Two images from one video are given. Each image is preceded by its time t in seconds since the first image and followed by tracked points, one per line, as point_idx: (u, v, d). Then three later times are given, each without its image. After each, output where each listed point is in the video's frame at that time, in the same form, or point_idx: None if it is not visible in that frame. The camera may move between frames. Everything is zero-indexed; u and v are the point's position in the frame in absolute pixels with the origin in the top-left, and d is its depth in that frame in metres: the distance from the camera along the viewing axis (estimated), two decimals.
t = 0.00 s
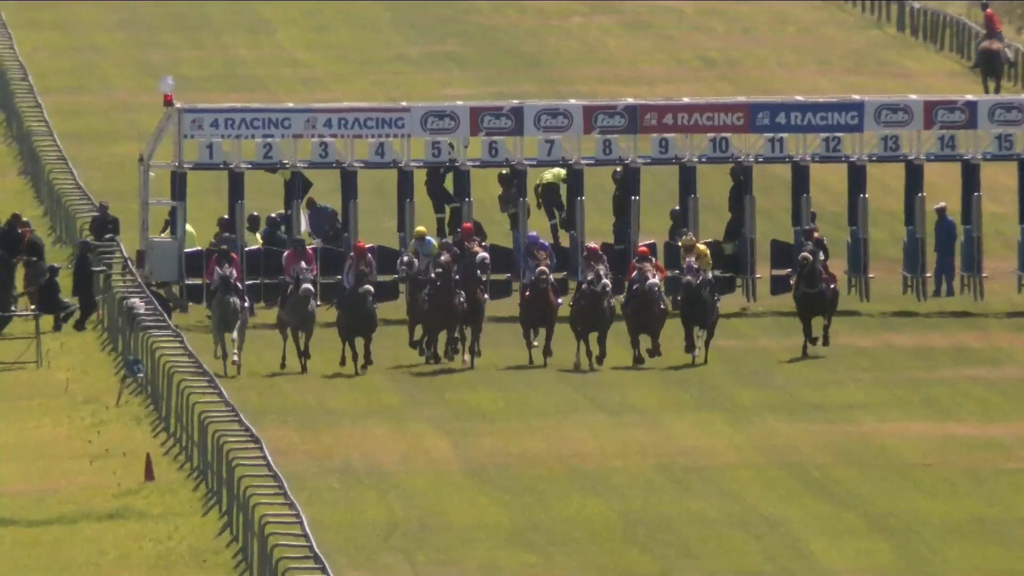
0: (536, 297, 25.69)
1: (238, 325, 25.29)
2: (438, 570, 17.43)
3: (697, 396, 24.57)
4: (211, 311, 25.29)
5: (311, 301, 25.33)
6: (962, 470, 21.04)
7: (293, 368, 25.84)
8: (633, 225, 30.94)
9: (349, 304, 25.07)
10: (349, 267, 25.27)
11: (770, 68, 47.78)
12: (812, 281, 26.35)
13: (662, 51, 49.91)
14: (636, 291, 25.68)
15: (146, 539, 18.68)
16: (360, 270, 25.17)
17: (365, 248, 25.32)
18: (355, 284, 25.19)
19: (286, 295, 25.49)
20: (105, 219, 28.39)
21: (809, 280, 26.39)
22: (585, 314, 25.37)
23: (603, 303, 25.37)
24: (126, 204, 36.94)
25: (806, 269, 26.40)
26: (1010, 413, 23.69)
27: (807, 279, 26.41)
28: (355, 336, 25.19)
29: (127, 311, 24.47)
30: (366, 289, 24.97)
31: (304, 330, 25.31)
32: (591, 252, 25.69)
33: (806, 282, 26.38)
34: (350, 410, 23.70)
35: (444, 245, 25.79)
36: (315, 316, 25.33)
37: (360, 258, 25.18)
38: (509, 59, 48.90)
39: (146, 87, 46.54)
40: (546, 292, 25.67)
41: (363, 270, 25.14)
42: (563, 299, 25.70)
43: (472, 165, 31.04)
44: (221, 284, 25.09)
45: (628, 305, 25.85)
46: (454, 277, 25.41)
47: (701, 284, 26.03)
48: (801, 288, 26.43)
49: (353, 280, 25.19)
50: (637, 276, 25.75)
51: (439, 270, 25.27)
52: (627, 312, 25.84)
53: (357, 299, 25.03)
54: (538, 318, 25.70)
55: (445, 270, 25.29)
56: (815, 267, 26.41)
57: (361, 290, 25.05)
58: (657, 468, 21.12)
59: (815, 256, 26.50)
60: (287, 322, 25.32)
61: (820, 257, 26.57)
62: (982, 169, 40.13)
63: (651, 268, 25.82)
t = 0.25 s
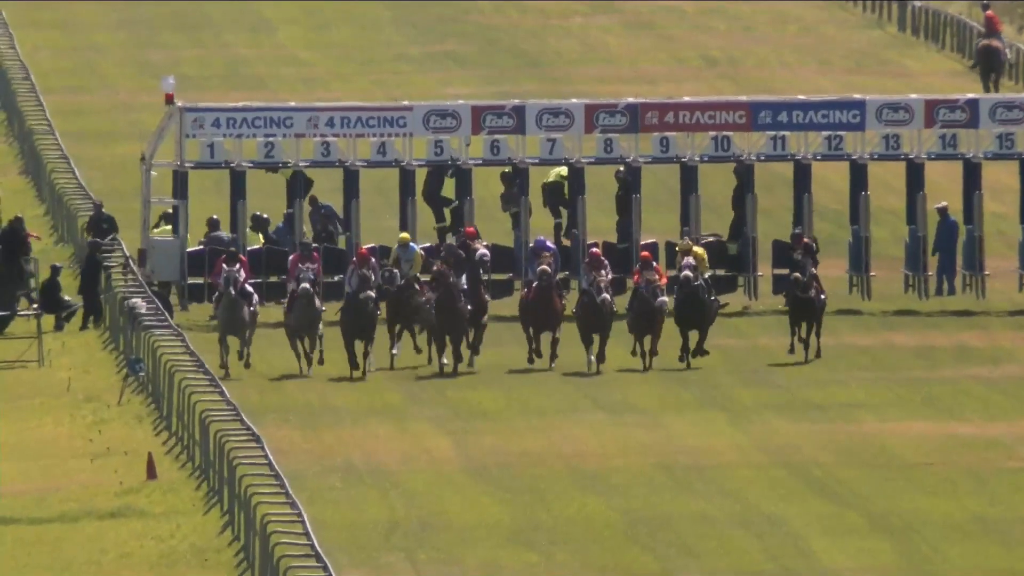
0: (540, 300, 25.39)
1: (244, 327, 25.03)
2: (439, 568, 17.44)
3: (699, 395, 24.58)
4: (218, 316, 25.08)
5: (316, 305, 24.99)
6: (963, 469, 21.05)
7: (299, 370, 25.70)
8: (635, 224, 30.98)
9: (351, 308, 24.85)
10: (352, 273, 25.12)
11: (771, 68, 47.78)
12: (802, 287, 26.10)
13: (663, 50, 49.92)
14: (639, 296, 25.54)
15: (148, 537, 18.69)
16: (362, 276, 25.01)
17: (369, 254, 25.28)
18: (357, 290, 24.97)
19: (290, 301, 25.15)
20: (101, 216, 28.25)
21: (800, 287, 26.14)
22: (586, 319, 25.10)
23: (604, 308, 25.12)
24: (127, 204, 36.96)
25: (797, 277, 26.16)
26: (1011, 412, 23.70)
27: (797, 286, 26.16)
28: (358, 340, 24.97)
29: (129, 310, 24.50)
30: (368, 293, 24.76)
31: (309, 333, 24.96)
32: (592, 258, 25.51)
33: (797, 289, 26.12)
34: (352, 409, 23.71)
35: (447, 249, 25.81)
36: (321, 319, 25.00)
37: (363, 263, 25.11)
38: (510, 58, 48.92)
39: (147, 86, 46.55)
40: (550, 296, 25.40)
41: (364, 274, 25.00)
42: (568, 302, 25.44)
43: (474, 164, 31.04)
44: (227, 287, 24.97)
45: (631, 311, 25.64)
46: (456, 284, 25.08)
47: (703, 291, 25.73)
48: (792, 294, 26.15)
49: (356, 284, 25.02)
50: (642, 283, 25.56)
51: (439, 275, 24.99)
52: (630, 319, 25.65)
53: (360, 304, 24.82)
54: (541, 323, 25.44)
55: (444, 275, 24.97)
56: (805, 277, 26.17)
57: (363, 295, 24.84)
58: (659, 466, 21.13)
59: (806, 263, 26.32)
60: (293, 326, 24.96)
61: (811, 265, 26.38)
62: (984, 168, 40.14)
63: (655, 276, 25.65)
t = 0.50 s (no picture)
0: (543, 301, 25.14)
1: (249, 330, 24.66)
2: (440, 564, 17.43)
3: (699, 391, 24.58)
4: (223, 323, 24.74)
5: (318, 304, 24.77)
6: (963, 464, 21.06)
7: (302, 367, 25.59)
8: (635, 221, 30.93)
9: (354, 306, 24.88)
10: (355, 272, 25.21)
11: (771, 64, 47.79)
12: (788, 288, 25.81)
13: (663, 46, 49.93)
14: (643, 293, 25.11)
15: (147, 533, 18.68)
16: (364, 273, 25.09)
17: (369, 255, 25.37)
18: (359, 288, 25.04)
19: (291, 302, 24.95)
20: (95, 213, 28.04)
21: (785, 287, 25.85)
22: (588, 315, 25.04)
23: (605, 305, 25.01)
24: (128, 199, 36.97)
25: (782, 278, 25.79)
26: (1011, 408, 23.70)
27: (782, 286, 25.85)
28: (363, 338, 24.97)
29: (129, 306, 24.50)
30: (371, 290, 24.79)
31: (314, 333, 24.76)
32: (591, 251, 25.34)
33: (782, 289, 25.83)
34: (352, 405, 23.70)
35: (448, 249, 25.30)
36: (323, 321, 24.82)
37: (364, 263, 25.18)
38: (510, 54, 48.92)
39: (148, 82, 46.56)
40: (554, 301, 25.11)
41: (367, 272, 25.11)
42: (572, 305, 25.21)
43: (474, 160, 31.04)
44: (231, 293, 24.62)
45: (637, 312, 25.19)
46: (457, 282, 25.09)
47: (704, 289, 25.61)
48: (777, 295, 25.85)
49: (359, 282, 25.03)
50: (644, 277, 25.32)
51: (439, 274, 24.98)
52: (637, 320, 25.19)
53: (363, 302, 24.84)
54: (547, 322, 25.20)
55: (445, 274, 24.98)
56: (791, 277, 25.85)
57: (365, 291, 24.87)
58: (659, 462, 21.12)
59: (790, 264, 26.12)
60: (297, 327, 24.76)
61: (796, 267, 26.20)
62: (984, 164, 40.14)
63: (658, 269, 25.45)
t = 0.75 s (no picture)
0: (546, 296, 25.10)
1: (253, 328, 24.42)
2: (440, 559, 17.44)
3: (699, 385, 24.59)
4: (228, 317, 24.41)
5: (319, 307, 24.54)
6: (963, 458, 21.07)
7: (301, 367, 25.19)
8: (635, 216, 30.94)
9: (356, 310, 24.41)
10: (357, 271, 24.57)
11: (771, 58, 47.81)
12: (776, 292, 25.27)
13: (663, 40, 49.95)
14: (646, 296, 24.69)
15: (148, 528, 18.69)
16: (367, 276, 24.46)
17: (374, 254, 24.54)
18: (360, 290, 24.49)
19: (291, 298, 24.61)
20: (93, 205, 28.44)
21: (773, 291, 25.32)
22: (590, 318, 24.50)
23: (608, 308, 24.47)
24: (128, 194, 37.00)
25: (772, 282, 25.31)
26: (1011, 402, 23.71)
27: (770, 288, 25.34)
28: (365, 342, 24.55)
29: (129, 300, 24.54)
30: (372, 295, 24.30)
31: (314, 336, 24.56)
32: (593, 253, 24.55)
33: (771, 294, 25.32)
34: (352, 399, 23.71)
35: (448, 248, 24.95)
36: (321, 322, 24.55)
37: (367, 264, 24.44)
38: (510, 48, 48.94)
39: (148, 75, 46.59)
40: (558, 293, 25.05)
41: (370, 275, 24.45)
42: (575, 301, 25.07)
43: (475, 155, 31.04)
44: (237, 291, 24.28)
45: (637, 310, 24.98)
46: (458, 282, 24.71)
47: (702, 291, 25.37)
48: (766, 298, 25.39)
49: (360, 285, 24.52)
50: (648, 279, 24.77)
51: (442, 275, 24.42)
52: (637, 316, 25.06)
53: (363, 307, 24.36)
54: (551, 320, 25.13)
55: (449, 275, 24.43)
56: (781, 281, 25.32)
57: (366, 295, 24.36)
58: (659, 457, 21.14)
59: (784, 266, 25.37)
60: (296, 329, 24.57)
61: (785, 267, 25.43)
62: (984, 158, 40.16)
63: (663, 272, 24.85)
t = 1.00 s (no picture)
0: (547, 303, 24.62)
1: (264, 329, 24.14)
2: (441, 558, 17.43)
3: (701, 384, 24.58)
4: (234, 316, 24.22)
5: (320, 306, 24.37)
6: (965, 457, 21.06)
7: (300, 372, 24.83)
8: (636, 214, 30.95)
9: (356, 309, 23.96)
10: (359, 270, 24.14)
11: (773, 56, 47.79)
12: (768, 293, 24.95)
13: (665, 39, 49.94)
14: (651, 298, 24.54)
15: (149, 527, 18.68)
16: (368, 273, 24.00)
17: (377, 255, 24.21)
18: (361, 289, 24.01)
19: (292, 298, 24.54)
20: (93, 203, 28.52)
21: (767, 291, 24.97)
22: (591, 322, 24.30)
23: (608, 308, 24.30)
24: (130, 192, 36.99)
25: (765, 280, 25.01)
26: (1012, 401, 23.71)
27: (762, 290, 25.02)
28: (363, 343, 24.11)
29: (131, 298, 24.52)
30: (372, 293, 23.89)
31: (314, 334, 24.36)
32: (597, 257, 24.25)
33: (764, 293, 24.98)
34: (354, 398, 23.71)
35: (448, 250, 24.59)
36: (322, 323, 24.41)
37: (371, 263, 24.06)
38: (511, 47, 48.93)
39: (150, 74, 46.58)
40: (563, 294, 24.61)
41: (370, 273, 24.00)
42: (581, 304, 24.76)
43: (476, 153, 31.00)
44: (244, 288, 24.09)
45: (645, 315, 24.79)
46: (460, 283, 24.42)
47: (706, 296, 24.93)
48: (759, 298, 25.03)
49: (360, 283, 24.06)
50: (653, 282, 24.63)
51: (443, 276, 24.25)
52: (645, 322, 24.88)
53: (363, 306, 23.93)
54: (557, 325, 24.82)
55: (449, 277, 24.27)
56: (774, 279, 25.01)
57: (366, 293, 23.91)
58: (661, 455, 21.13)
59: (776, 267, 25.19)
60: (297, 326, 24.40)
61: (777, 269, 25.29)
62: (986, 157, 40.15)
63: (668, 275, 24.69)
